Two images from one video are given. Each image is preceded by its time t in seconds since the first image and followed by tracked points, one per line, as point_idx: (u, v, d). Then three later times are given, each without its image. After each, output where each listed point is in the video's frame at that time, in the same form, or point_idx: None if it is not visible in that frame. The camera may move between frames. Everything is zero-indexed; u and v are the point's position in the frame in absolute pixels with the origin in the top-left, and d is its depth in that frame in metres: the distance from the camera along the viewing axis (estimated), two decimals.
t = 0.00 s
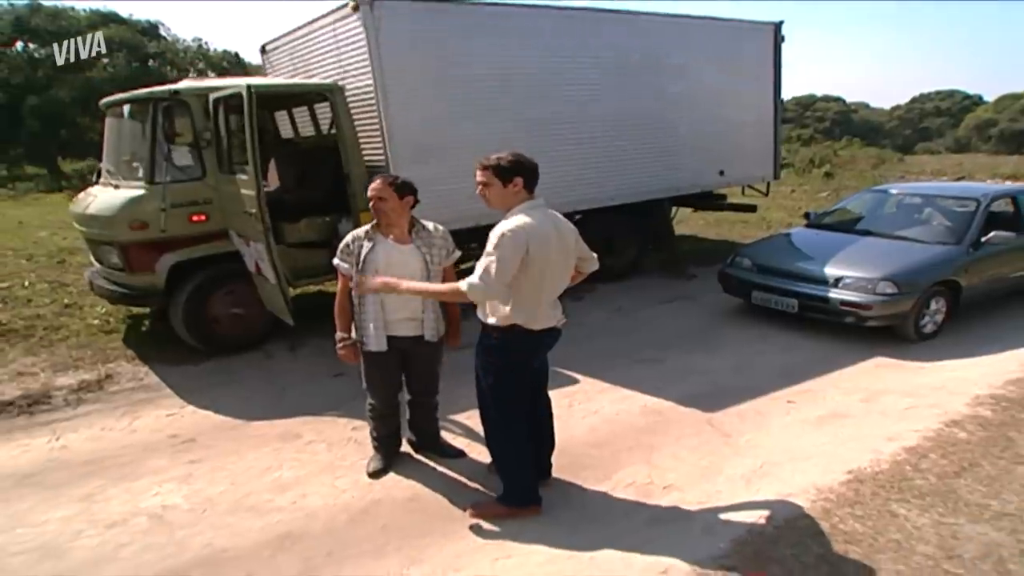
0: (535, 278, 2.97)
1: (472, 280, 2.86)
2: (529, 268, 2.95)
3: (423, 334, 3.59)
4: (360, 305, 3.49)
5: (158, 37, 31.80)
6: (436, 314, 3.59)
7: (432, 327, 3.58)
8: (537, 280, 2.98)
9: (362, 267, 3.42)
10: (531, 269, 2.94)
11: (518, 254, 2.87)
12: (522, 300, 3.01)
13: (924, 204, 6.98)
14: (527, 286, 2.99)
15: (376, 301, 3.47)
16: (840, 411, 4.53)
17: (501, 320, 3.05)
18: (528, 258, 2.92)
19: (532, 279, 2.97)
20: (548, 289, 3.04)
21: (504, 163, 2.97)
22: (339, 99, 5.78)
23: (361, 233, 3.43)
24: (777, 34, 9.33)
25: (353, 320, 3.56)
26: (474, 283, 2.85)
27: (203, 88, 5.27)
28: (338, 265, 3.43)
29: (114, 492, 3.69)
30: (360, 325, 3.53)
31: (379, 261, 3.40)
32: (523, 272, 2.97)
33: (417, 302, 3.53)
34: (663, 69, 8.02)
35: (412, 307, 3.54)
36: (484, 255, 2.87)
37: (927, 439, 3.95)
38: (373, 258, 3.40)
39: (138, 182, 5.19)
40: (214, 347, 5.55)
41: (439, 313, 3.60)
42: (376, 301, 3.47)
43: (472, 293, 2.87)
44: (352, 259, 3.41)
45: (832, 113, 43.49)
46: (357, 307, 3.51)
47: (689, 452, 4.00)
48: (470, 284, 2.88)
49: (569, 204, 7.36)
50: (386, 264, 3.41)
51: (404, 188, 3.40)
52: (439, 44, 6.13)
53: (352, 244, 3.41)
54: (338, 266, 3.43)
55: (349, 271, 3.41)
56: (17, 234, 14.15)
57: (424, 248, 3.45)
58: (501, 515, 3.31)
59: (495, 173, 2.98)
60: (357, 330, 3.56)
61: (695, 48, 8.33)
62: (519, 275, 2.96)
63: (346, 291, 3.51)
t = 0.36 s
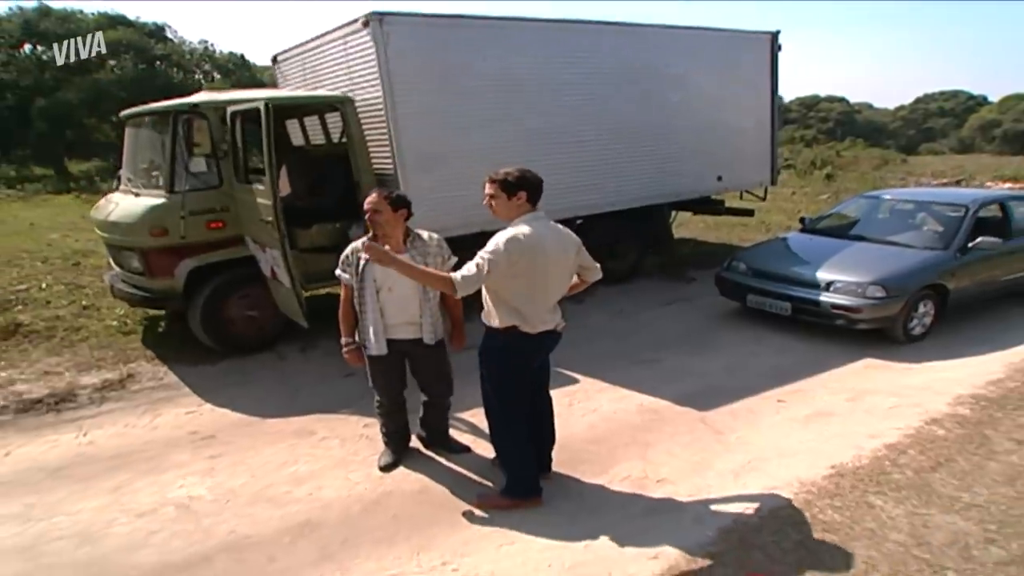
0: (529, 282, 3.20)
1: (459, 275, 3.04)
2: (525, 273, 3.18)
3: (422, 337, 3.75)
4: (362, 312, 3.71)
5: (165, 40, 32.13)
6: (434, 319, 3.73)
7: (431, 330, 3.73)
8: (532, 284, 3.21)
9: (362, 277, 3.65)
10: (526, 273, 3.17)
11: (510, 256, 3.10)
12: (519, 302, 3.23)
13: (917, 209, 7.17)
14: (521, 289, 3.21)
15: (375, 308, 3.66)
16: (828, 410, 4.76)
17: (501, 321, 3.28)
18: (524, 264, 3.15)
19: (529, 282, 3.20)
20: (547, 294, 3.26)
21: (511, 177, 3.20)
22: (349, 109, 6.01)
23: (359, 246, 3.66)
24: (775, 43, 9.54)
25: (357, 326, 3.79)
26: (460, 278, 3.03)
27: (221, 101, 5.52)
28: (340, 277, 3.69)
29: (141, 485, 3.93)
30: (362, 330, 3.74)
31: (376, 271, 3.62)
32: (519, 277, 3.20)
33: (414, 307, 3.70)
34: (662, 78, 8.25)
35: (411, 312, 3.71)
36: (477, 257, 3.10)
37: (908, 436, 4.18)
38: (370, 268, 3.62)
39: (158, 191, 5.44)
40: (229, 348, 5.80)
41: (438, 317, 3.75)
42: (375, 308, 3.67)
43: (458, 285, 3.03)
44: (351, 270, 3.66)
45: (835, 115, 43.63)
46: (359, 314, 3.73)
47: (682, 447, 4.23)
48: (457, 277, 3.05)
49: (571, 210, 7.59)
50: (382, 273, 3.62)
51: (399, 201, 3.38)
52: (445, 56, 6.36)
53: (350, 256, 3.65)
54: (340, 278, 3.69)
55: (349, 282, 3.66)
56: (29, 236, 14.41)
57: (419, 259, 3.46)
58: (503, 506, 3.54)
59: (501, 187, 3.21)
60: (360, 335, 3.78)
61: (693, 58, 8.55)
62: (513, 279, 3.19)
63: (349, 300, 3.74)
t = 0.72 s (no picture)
0: (534, 287, 3.43)
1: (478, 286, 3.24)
2: (530, 280, 3.41)
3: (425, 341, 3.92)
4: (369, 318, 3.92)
5: (172, 42, 32.40)
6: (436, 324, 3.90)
7: (433, 334, 3.90)
8: (537, 290, 3.44)
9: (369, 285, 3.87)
10: (531, 280, 3.41)
11: (517, 266, 3.33)
12: (525, 307, 3.46)
13: (910, 215, 7.37)
14: (527, 295, 3.44)
15: (381, 314, 3.87)
16: (818, 409, 4.98)
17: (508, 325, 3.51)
18: (529, 272, 3.38)
19: (533, 289, 3.43)
20: (549, 300, 3.49)
21: (512, 191, 3.43)
22: (359, 120, 6.24)
23: (366, 256, 3.88)
24: (773, 52, 9.75)
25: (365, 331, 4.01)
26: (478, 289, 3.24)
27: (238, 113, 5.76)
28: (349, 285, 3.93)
29: (167, 478, 4.18)
30: (369, 335, 3.96)
31: (381, 279, 3.83)
32: (525, 284, 3.42)
33: (418, 313, 3.88)
34: (662, 87, 8.46)
35: (415, 318, 3.89)
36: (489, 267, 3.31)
37: (892, 434, 4.40)
38: (376, 277, 3.84)
39: (177, 199, 5.68)
40: (244, 349, 6.04)
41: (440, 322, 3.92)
42: (381, 314, 3.88)
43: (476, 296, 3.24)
44: (359, 279, 3.89)
45: (838, 116, 43.77)
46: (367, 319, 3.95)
47: (677, 444, 4.46)
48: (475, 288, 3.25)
49: (573, 215, 7.81)
50: (388, 281, 3.83)
51: (404, 214, 3.60)
52: (452, 67, 6.59)
53: (358, 266, 3.88)
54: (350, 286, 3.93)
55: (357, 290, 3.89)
56: (42, 238, 14.68)
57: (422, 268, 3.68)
58: (507, 498, 3.78)
59: (503, 200, 3.44)
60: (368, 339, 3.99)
61: (693, 67, 8.77)
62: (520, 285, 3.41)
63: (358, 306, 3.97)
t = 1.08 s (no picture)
0: (538, 297, 3.68)
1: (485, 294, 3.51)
2: (534, 289, 3.66)
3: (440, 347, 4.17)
4: (386, 324, 4.17)
5: (177, 46, 32.69)
6: (450, 331, 4.16)
7: (447, 341, 4.15)
8: (541, 299, 3.69)
9: (388, 293, 4.12)
10: (535, 289, 3.65)
11: (524, 275, 3.58)
12: (530, 314, 3.71)
13: (901, 221, 7.60)
14: (531, 303, 3.69)
15: (398, 320, 4.12)
16: (808, 409, 5.23)
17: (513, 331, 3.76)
18: (534, 282, 3.63)
19: (537, 298, 3.68)
20: (552, 307, 3.74)
21: (519, 205, 3.68)
22: (371, 131, 6.51)
23: (385, 265, 4.12)
24: (769, 62, 10.01)
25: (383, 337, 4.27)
26: (485, 296, 3.50)
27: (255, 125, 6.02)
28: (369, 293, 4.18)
29: (193, 473, 4.44)
30: (387, 340, 4.21)
31: (400, 289, 4.08)
32: (529, 293, 3.67)
33: (433, 320, 4.13)
34: (662, 97, 8.71)
35: (430, 325, 4.13)
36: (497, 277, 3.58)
37: (878, 432, 4.65)
38: (395, 286, 4.08)
39: (197, 208, 5.94)
40: (260, 351, 6.29)
41: (454, 329, 4.17)
42: (398, 321, 4.13)
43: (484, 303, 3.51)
44: (378, 287, 4.13)
45: (839, 119, 43.96)
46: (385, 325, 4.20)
47: (673, 442, 4.71)
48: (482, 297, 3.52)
49: (575, 222, 8.05)
50: (406, 291, 4.08)
51: (421, 227, 3.86)
52: (459, 80, 6.84)
53: (378, 275, 4.12)
54: (369, 294, 4.17)
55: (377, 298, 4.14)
56: (53, 241, 14.94)
57: (438, 277, 3.91)
58: (513, 492, 4.02)
59: (510, 214, 3.68)
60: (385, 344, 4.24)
61: (691, 78, 9.02)
62: (525, 295, 3.66)
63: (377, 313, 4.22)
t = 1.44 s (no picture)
0: (545, 304, 3.92)
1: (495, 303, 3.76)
2: (541, 298, 3.89)
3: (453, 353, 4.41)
4: (403, 330, 4.42)
5: (183, 50, 32.98)
6: (463, 337, 4.39)
7: (460, 347, 4.39)
8: (547, 306, 3.92)
9: (405, 301, 4.37)
10: (541, 298, 3.89)
11: (531, 285, 3.82)
12: (537, 321, 3.95)
13: (894, 228, 7.83)
14: (538, 311, 3.92)
15: (414, 327, 4.36)
16: (803, 410, 5.46)
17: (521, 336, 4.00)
18: (540, 291, 3.87)
19: (544, 306, 3.92)
20: (557, 314, 3.98)
21: (527, 219, 3.92)
22: (382, 143, 6.76)
23: (403, 275, 4.38)
24: (768, 73, 10.24)
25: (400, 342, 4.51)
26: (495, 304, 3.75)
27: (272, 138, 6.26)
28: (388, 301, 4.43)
29: (217, 470, 4.68)
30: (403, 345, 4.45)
31: (416, 297, 4.33)
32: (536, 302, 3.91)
33: (448, 327, 4.36)
34: (663, 108, 8.96)
35: (444, 331, 4.37)
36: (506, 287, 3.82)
37: (868, 432, 4.87)
38: (412, 294, 4.33)
39: (217, 218, 6.19)
40: (275, 354, 6.54)
41: (467, 336, 4.40)
42: (414, 327, 4.37)
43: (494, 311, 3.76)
44: (396, 295, 4.38)
45: (841, 122, 44.10)
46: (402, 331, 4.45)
47: (672, 442, 4.94)
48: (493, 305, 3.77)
49: (579, 229, 8.29)
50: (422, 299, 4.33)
51: (437, 239, 4.11)
52: (467, 93, 7.09)
53: (396, 284, 4.38)
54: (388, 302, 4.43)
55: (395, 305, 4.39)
56: (65, 245, 15.19)
57: (452, 286, 4.16)
58: (521, 489, 4.26)
59: (519, 227, 3.92)
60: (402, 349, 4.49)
61: (692, 89, 9.25)
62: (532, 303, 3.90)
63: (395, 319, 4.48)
